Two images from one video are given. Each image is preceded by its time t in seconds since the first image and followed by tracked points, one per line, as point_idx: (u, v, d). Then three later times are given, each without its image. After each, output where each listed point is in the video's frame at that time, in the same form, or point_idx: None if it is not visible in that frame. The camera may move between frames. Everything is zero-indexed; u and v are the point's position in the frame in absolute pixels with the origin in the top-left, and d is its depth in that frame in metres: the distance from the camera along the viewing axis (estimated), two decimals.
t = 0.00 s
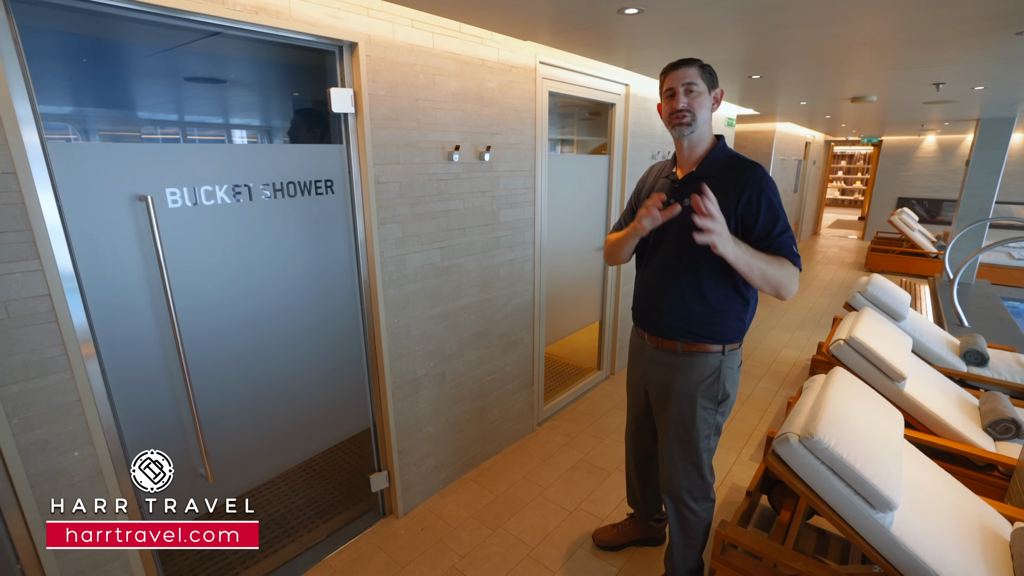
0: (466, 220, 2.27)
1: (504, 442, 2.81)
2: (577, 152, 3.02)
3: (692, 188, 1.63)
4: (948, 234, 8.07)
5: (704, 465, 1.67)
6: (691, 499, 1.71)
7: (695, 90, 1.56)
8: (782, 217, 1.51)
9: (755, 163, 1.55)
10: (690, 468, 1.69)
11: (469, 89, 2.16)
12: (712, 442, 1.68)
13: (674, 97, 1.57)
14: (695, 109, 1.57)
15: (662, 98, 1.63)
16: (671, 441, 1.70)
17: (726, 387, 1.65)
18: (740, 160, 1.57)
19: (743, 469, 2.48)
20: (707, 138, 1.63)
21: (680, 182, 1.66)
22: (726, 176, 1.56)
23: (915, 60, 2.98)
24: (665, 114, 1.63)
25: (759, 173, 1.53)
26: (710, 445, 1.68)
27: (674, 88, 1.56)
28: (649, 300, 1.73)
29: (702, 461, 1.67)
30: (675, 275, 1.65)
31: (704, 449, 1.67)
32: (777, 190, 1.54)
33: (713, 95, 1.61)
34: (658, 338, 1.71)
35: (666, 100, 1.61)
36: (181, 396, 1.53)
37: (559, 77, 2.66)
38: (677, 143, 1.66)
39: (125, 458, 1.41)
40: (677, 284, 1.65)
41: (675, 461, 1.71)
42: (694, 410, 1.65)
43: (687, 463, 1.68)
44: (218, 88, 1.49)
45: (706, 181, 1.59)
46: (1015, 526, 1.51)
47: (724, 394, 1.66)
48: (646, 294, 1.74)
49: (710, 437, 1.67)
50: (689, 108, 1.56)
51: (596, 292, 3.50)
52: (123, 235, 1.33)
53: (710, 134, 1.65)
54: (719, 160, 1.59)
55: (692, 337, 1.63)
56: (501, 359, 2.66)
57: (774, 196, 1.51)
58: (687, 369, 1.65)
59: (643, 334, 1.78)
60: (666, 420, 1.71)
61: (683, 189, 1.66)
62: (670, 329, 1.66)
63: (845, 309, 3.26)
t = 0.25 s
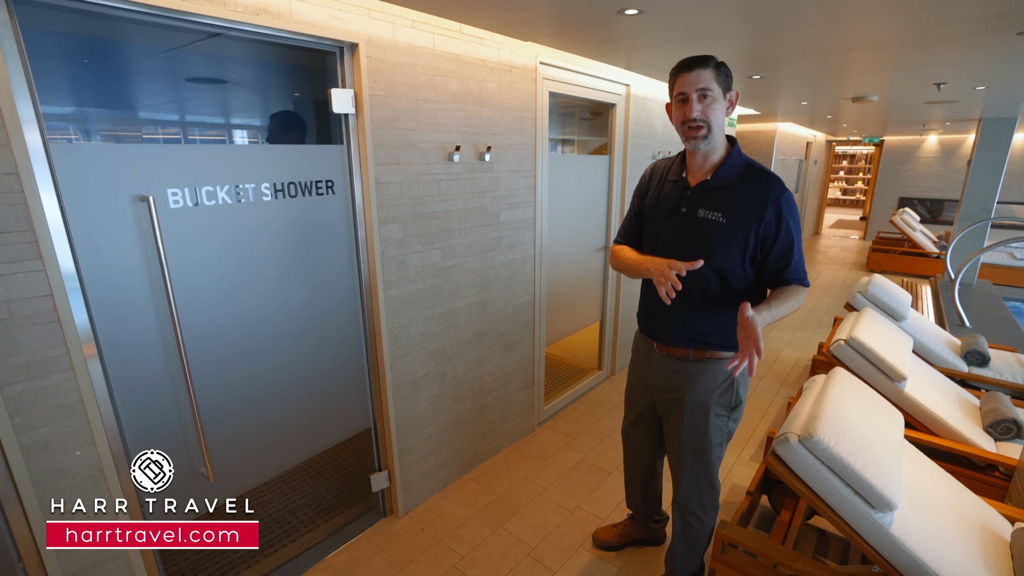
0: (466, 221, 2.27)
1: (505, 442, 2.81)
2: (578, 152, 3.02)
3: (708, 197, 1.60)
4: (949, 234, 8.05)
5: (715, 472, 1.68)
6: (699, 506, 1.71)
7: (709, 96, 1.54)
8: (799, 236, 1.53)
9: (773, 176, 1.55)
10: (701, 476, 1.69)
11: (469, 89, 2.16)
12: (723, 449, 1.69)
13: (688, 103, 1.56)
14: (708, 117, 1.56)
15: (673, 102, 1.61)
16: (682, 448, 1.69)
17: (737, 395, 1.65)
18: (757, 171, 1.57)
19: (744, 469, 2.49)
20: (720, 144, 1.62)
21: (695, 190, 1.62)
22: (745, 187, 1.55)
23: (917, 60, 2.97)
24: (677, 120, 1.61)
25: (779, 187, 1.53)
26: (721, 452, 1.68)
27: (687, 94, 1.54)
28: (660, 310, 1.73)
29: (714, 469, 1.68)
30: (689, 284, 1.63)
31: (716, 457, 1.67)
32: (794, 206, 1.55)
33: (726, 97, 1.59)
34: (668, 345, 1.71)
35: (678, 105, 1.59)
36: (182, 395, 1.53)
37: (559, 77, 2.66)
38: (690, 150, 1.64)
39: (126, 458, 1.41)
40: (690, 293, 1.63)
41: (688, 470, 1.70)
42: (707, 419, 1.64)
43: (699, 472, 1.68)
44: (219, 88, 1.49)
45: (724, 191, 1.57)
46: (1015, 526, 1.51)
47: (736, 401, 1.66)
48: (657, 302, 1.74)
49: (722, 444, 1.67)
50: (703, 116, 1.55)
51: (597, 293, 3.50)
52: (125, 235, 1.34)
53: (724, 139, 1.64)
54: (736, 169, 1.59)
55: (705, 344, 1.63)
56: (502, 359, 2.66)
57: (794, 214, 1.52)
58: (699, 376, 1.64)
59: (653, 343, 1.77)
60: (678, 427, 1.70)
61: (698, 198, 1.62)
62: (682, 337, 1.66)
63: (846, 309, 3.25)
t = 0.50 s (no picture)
0: (466, 221, 2.28)
1: (505, 442, 2.81)
2: (578, 152, 3.02)
3: (714, 205, 1.60)
4: (949, 234, 8.05)
5: (716, 478, 1.68)
6: (697, 510, 1.72)
7: (718, 102, 1.54)
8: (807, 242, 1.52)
9: (780, 181, 1.55)
10: (701, 482, 1.69)
11: (469, 90, 2.17)
12: (726, 457, 1.69)
13: (698, 108, 1.55)
14: (718, 124, 1.56)
15: (681, 106, 1.61)
16: (684, 454, 1.70)
17: (743, 403, 1.64)
18: (764, 176, 1.57)
19: (744, 469, 2.49)
20: (728, 150, 1.62)
21: (701, 196, 1.63)
22: (751, 194, 1.55)
23: (916, 61, 2.98)
24: (686, 125, 1.61)
25: (787, 195, 1.52)
26: (724, 460, 1.68)
27: (697, 99, 1.54)
28: (664, 314, 1.74)
29: (715, 476, 1.68)
30: (694, 290, 1.64)
31: (718, 464, 1.67)
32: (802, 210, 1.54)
33: (736, 102, 1.59)
34: (672, 350, 1.72)
35: (687, 109, 1.59)
36: (183, 395, 1.54)
37: (559, 78, 2.67)
38: (697, 155, 1.64)
39: (126, 457, 1.42)
40: (695, 299, 1.64)
41: (689, 477, 1.70)
42: (709, 426, 1.64)
43: (699, 478, 1.69)
44: (220, 89, 1.50)
45: (729, 198, 1.58)
46: (1013, 526, 1.51)
47: (741, 410, 1.66)
48: (661, 307, 1.75)
49: (725, 452, 1.67)
50: (712, 122, 1.55)
51: (597, 293, 3.51)
52: (126, 236, 1.34)
53: (732, 144, 1.64)
54: (743, 174, 1.59)
55: (709, 351, 1.64)
56: (502, 359, 2.67)
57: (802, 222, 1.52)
58: (702, 383, 1.65)
59: (658, 349, 1.77)
60: (679, 433, 1.71)
61: (704, 204, 1.63)
62: (687, 344, 1.67)
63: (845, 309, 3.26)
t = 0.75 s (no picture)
0: (467, 221, 2.28)
1: (505, 442, 2.81)
2: (578, 153, 3.02)
3: (722, 201, 1.61)
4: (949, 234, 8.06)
5: (722, 482, 1.68)
6: (703, 513, 1.72)
7: (726, 93, 1.55)
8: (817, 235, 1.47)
9: (789, 177, 1.53)
10: (708, 486, 1.69)
11: (469, 90, 2.17)
12: (733, 460, 1.70)
13: (706, 100, 1.56)
14: (727, 114, 1.56)
15: (690, 101, 1.62)
16: (691, 458, 1.70)
17: (751, 406, 1.66)
18: (773, 172, 1.56)
19: (744, 469, 2.50)
20: (738, 145, 1.62)
21: (709, 193, 1.63)
22: (759, 190, 1.55)
23: (915, 61, 2.98)
24: (695, 119, 1.61)
25: (796, 188, 1.51)
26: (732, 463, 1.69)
27: (706, 91, 1.55)
28: (671, 317, 1.73)
29: (723, 479, 1.69)
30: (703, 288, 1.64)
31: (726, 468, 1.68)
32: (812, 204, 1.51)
33: (743, 95, 1.60)
34: (680, 354, 1.71)
35: (695, 104, 1.60)
36: (183, 395, 1.54)
37: (559, 78, 2.67)
38: (707, 150, 1.64)
39: (127, 457, 1.42)
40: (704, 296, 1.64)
41: (697, 481, 1.70)
42: (718, 430, 1.65)
43: (706, 481, 1.69)
44: (220, 89, 1.50)
45: (738, 194, 1.58)
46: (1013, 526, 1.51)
47: (749, 412, 1.67)
48: (668, 308, 1.75)
49: (732, 455, 1.68)
50: (722, 114, 1.56)
51: (597, 293, 3.51)
52: (127, 236, 1.35)
53: (741, 140, 1.64)
54: (752, 171, 1.58)
55: (718, 355, 1.64)
56: (502, 359, 2.67)
57: (815, 212, 1.47)
58: (710, 387, 1.65)
59: (664, 352, 1.77)
60: (684, 436, 1.71)
61: (711, 202, 1.63)
62: (696, 348, 1.66)
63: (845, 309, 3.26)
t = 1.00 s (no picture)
0: (468, 221, 2.27)
1: (506, 442, 2.81)
2: (578, 153, 3.02)
3: (719, 201, 1.61)
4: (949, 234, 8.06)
5: (723, 482, 1.68)
6: (703, 513, 1.71)
7: (728, 89, 1.54)
8: (818, 233, 1.48)
9: (785, 175, 1.53)
10: (709, 487, 1.69)
11: (470, 90, 2.17)
12: (734, 460, 1.69)
13: (707, 95, 1.56)
14: (728, 111, 1.56)
15: (691, 96, 1.61)
16: (692, 459, 1.69)
17: (750, 406, 1.65)
18: (769, 171, 1.55)
19: (746, 470, 2.50)
20: (736, 143, 1.62)
21: (706, 194, 1.64)
22: (755, 189, 1.55)
23: (916, 61, 2.98)
24: (694, 114, 1.61)
25: (793, 187, 1.50)
26: (733, 464, 1.68)
27: (708, 86, 1.54)
28: (670, 318, 1.73)
29: (723, 480, 1.69)
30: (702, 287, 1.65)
31: (726, 468, 1.68)
32: (811, 201, 1.50)
33: (744, 95, 1.60)
34: (678, 355, 1.71)
35: (696, 98, 1.59)
36: (184, 396, 1.53)
37: (560, 78, 2.66)
38: (704, 146, 1.64)
39: (128, 457, 1.41)
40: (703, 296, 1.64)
41: (697, 482, 1.70)
42: (718, 431, 1.64)
43: (706, 482, 1.69)
44: (220, 89, 1.49)
45: (734, 194, 1.58)
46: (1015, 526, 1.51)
47: (749, 414, 1.66)
48: (667, 310, 1.74)
49: (733, 456, 1.68)
50: (723, 110, 1.55)
51: (598, 293, 3.51)
52: (128, 236, 1.34)
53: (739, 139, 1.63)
54: (748, 170, 1.58)
55: (717, 356, 1.63)
56: (503, 360, 2.66)
57: (816, 213, 1.48)
58: (709, 388, 1.64)
59: (663, 353, 1.77)
60: (684, 438, 1.71)
61: (708, 202, 1.63)
62: (694, 349, 1.66)
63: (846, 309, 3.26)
